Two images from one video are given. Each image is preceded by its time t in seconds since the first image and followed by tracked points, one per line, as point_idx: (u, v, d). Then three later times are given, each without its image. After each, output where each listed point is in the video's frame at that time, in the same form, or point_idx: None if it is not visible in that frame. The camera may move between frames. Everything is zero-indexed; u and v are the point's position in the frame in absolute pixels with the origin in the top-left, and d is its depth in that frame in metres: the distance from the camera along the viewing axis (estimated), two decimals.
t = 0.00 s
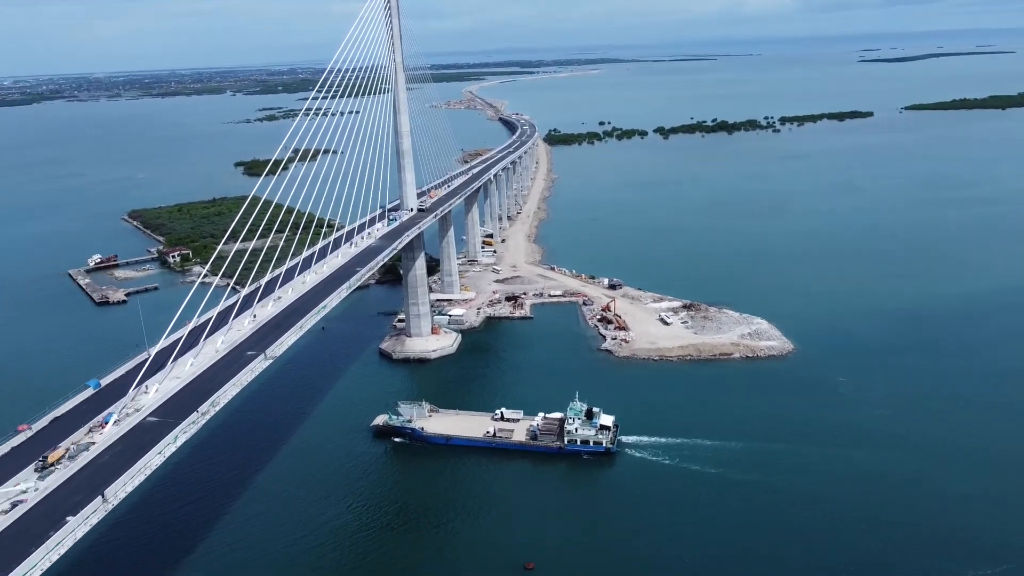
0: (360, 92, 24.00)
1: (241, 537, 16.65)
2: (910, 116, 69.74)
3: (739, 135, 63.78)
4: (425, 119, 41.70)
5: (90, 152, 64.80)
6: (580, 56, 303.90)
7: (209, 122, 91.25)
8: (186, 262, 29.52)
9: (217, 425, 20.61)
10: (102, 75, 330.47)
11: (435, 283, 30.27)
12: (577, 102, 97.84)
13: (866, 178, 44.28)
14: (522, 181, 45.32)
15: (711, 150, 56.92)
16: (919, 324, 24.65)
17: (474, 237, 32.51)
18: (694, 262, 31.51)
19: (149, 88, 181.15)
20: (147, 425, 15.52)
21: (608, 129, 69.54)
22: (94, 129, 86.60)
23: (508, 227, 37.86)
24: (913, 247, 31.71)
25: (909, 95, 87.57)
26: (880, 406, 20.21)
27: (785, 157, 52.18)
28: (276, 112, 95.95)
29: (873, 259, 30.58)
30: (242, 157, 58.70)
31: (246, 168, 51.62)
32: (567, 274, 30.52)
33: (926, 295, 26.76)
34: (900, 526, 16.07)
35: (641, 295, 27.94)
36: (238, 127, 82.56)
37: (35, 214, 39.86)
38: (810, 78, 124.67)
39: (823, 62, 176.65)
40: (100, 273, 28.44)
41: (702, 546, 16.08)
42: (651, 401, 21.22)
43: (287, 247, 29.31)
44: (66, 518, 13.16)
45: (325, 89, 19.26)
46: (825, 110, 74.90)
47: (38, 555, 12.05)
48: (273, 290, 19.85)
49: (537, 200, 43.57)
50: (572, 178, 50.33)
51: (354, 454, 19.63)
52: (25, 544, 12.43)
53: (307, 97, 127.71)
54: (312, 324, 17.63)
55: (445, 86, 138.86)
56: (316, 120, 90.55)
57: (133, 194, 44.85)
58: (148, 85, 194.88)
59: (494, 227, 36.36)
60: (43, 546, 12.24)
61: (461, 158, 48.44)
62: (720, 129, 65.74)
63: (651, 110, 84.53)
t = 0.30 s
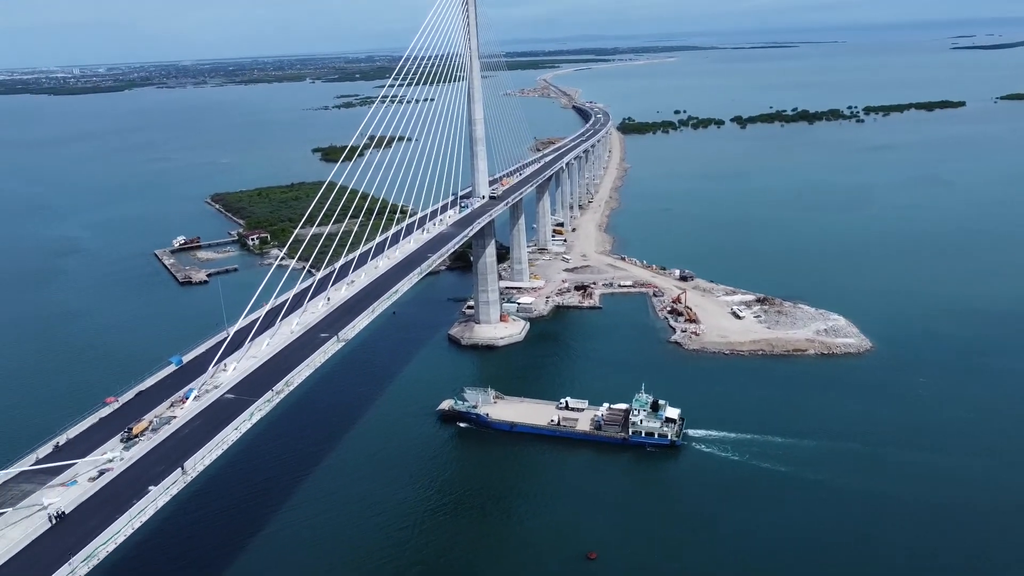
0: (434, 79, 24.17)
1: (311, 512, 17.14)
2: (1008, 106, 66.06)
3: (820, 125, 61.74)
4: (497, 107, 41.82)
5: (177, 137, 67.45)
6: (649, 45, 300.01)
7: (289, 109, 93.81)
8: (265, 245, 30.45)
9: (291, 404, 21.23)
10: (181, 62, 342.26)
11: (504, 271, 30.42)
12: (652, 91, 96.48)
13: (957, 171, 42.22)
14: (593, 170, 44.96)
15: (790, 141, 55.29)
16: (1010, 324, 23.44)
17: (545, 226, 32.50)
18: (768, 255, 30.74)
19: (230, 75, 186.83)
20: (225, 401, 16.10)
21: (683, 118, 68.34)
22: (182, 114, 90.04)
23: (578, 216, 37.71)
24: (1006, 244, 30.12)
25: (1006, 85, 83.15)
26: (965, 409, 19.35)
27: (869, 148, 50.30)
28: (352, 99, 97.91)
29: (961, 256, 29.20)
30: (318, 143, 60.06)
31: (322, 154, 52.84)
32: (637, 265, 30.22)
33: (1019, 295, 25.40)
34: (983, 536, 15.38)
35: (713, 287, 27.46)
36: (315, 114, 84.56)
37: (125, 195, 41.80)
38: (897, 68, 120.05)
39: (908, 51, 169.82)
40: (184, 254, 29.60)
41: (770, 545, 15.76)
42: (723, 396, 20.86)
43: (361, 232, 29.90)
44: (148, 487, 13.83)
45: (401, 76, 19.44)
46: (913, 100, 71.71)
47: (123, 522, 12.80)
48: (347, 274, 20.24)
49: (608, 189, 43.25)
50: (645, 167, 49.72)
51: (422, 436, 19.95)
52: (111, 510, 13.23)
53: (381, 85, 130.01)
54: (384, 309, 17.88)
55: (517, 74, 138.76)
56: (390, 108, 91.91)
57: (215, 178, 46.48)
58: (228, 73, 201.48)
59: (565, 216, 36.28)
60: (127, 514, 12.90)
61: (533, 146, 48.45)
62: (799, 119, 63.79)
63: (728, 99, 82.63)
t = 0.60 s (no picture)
0: (495, 68, 24.20)
1: (367, 493, 17.46)
2: None
3: (891, 116, 59.77)
4: (558, 96, 41.67)
5: (244, 123, 69.19)
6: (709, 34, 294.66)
7: (353, 96, 95.24)
8: (327, 230, 31.05)
9: (349, 387, 21.62)
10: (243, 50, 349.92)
11: (562, 260, 30.40)
12: (716, 79, 94.76)
13: None
14: (654, 159, 44.36)
15: (860, 132, 53.67)
16: None
17: (603, 215, 32.29)
18: (832, 249, 29.95)
19: (292, 63, 190.24)
20: (285, 382, 16.49)
21: (747, 107, 66.90)
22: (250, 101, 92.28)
23: (638, 206, 37.39)
24: None
25: None
26: None
27: (944, 140, 48.47)
28: (415, 87, 98.78)
29: None
30: (379, 130, 60.80)
31: (384, 141, 53.54)
32: (697, 256, 29.81)
33: None
34: None
35: (775, 281, 26.93)
36: (379, 102, 85.60)
37: (194, 179, 43.13)
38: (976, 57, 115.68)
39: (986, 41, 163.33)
40: (249, 237, 30.41)
41: (827, 544, 15.45)
42: (783, 391, 20.48)
43: (420, 219, 30.23)
44: (211, 463, 14.30)
45: (462, 64, 19.51)
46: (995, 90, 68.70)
47: (186, 496, 13.29)
48: (406, 261, 20.48)
49: (669, 179, 42.73)
50: (707, 157, 48.95)
51: (478, 423, 20.11)
52: (175, 485, 13.75)
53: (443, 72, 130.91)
54: (442, 295, 18.01)
55: (583, 62, 138.31)
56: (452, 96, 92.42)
57: (281, 163, 47.55)
58: (291, 61, 205.36)
59: (624, 206, 36.00)
60: (190, 489, 13.38)
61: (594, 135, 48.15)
62: (870, 109, 61.88)
63: (796, 88, 80.60)
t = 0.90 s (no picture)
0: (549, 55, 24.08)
1: (414, 478, 17.66)
2: None
3: (959, 106, 57.78)
4: (612, 84, 41.31)
5: (300, 109, 70.28)
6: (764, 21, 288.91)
7: (406, 83, 96.03)
8: (379, 217, 31.39)
9: (398, 373, 21.88)
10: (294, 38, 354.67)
11: (612, 250, 30.23)
12: (775, 68, 92.83)
13: None
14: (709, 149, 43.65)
15: (924, 123, 52.04)
16: None
17: (655, 206, 31.97)
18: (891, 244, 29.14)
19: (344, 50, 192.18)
20: (336, 366, 16.76)
21: (807, 97, 65.41)
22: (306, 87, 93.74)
23: (691, 197, 36.95)
24: None
25: None
26: None
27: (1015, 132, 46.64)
28: (468, 74, 99.14)
29: None
30: (432, 118, 61.12)
31: (437, 128, 53.83)
32: (750, 249, 29.33)
33: None
34: None
35: (830, 275, 26.36)
36: (432, 89, 86.11)
37: (251, 165, 44.02)
38: None
39: None
40: (304, 222, 30.94)
41: (877, 546, 15.13)
42: (838, 388, 20.08)
43: (471, 207, 30.35)
44: (263, 443, 14.64)
45: (516, 52, 19.44)
46: None
47: (239, 475, 13.63)
48: (456, 248, 20.59)
49: (723, 170, 42.11)
50: (763, 148, 48.07)
51: (525, 411, 20.17)
52: (229, 464, 14.11)
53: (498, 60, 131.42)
54: (492, 283, 18.04)
55: (637, 50, 137.06)
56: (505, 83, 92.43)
57: (336, 150, 48.20)
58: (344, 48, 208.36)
59: (677, 196, 35.61)
60: (243, 468, 13.72)
61: (648, 124, 47.70)
62: (936, 100, 59.90)
63: (858, 77, 78.49)
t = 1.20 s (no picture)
0: (599, 44, 23.90)
1: (458, 464, 17.78)
2: None
3: None
4: (663, 73, 40.83)
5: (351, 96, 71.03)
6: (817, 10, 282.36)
7: (456, 71, 96.37)
8: (427, 204, 31.60)
9: (444, 359, 22.02)
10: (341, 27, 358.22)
11: (660, 240, 29.97)
12: (832, 57, 90.66)
13: None
14: (761, 139, 42.85)
15: (989, 114, 50.32)
16: None
17: (705, 196, 31.55)
18: (948, 240, 28.28)
19: (394, 37, 193.67)
20: (383, 351, 16.93)
21: (865, 87, 63.77)
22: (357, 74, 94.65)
23: (742, 188, 36.41)
24: None
25: None
26: None
27: None
28: (518, 62, 99.03)
29: None
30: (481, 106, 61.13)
31: (486, 116, 53.92)
32: (802, 242, 28.78)
33: None
34: None
35: (885, 270, 25.74)
36: (482, 76, 86.22)
37: (303, 151, 44.70)
38: None
39: None
40: (353, 209, 31.32)
41: (928, 549, 14.78)
42: (893, 386, 19.62)
43: (519, 195, 30.35)
44: (311, 425, 14.88)
45: (567, 40, 19.33)
46: None
47: (286, 455, 13.88)
48: (503, 237, 20.62)
49: (776, 161, 41.37)
50: (818, 139, 47.07)
51: (570, 401, 20.13)
52: (277, 444, 14.39)
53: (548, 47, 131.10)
54: (539, 272, 18.01)
55: (689, 38, 135.33)
56: (555, 72, 92.09)
57: (386, 137, 48.62)
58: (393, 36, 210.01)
59: (728, 187, 35.13)
60: (291, 449, 13.96)
61: (700, 114, 47.07)
62: (1002, 90, 57.85)
63: (920, 66, 76.17)
